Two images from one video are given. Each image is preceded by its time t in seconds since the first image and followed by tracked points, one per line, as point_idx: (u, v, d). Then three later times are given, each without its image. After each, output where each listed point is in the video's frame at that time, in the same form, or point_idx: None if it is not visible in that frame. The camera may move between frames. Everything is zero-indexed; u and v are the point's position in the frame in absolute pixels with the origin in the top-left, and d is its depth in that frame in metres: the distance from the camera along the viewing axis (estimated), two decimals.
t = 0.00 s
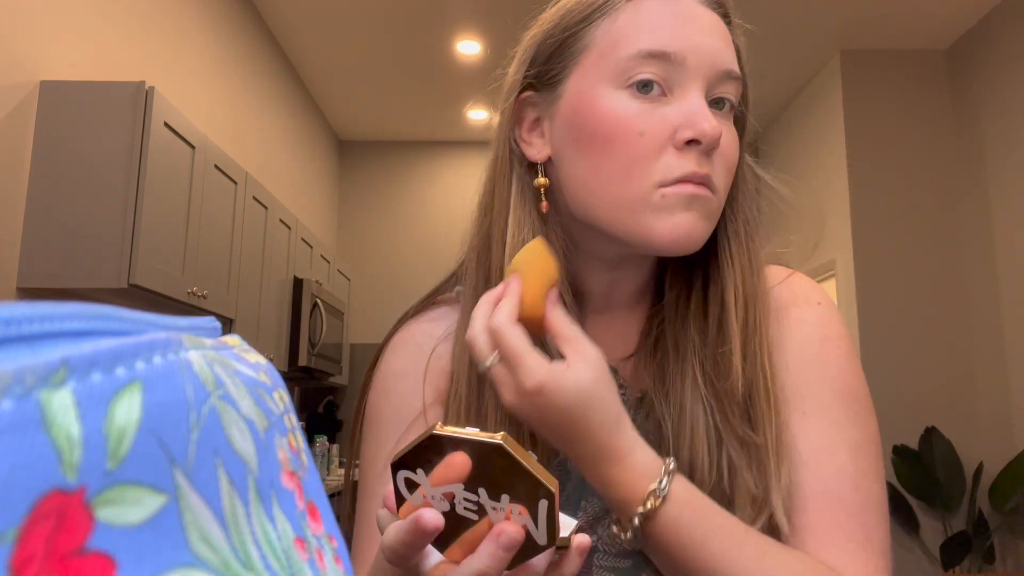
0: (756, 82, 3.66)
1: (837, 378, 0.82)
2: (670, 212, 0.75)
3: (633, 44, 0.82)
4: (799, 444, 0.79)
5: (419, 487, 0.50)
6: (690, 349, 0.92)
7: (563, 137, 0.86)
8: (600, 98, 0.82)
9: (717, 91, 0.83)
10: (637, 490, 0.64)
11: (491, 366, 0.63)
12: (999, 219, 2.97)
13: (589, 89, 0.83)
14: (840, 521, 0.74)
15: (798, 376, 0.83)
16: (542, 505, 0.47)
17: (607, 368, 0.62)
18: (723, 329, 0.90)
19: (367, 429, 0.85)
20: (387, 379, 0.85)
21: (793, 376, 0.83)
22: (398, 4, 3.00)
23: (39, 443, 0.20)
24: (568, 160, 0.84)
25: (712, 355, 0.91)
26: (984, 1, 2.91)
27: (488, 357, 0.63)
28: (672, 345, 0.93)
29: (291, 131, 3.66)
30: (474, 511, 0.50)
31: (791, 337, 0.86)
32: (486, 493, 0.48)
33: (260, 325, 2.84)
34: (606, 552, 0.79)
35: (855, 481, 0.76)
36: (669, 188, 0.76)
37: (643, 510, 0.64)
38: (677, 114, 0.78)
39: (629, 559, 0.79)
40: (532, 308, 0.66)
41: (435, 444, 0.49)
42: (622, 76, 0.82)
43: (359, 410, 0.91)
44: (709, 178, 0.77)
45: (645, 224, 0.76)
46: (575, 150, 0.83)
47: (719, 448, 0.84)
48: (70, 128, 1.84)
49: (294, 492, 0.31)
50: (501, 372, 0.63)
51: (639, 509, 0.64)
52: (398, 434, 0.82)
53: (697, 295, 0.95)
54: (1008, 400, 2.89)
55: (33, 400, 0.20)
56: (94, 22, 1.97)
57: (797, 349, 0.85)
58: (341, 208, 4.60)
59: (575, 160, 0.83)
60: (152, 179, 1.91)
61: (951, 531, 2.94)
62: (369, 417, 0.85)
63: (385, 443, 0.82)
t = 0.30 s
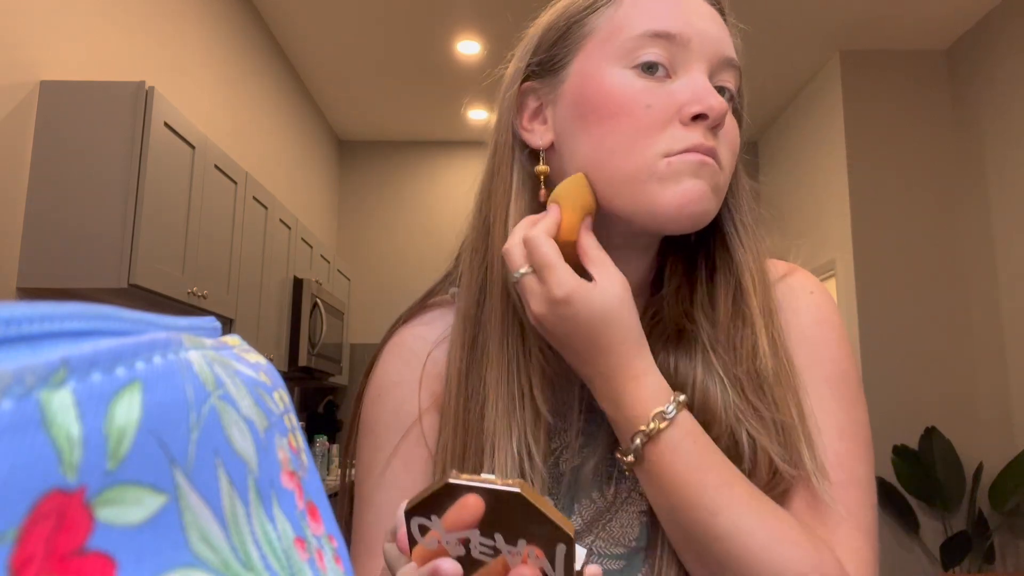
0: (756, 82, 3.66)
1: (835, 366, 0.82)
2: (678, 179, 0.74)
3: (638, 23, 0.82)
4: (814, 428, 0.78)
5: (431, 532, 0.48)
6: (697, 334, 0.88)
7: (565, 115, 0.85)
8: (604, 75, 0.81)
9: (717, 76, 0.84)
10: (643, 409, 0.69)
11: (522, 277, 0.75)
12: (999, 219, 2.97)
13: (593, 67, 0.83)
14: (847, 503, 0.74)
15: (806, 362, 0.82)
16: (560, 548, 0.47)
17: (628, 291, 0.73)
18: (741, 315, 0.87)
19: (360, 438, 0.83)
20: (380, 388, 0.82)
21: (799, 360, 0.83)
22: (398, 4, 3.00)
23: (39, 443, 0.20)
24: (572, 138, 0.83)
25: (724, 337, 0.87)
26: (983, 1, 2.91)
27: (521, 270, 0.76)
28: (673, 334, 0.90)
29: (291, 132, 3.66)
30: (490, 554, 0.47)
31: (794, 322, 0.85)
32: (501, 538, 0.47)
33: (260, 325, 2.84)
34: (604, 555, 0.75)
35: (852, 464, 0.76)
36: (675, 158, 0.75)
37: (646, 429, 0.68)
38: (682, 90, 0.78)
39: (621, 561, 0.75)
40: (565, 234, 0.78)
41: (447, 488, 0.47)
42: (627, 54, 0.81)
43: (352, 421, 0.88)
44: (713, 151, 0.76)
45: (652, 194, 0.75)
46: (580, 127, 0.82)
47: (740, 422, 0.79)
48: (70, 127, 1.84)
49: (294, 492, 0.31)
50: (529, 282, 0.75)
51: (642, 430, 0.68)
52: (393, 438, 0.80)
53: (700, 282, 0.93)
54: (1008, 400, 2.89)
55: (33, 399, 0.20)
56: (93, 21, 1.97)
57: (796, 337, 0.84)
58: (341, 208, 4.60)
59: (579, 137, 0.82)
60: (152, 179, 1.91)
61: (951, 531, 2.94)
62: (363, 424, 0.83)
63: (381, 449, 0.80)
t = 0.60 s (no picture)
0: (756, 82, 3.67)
1: (837, 358, 0.82)
2: (677, 147, 0.72)
3: (631, 9, 0.82)
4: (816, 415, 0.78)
5: None
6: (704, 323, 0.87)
7: (560, 101, 0.83)
8: (599, 57, 0.80)
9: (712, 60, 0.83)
10: (641, 383, 0.68)
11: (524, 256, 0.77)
12: (999, 220, 2.97)
13: (587, 52, 0.82)
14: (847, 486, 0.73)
15: (808, 353, 0.82)
16: None
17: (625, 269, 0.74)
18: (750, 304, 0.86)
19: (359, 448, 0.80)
20: (379, 392, 0.80)
21: (802, 351, 0.82)
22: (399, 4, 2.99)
23: (39, 443, 0.20)
24: (567, 123, 0.81)
25: (731, 326, 0.86)
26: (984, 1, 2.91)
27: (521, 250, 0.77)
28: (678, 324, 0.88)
29: (291, 132, 3.66)
30: None
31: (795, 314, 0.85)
32: None
33: (260, 325, 2.84)
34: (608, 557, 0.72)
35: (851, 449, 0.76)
36: (672, 126, 0.73)
37: (646, 400, 0.67)
38: (676, 67, 0.78)
39: (627, 562, 0.73)
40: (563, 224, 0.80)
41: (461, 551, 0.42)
42: (621, 37, 0.81)
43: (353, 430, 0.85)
44: (711, 122, 0.75)
45: (651, 163, 0.72)
46: (576, 110, 0.80)
47: (746, 410, 0.78)
48: (70, 128, 1.84)
49: (294, 492, 0.31)
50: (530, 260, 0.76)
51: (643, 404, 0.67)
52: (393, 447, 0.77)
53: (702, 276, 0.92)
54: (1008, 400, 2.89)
55: (33, 400, 0.20)
56: (93, 21, 1.97)
57: (800, 328, 0.84)
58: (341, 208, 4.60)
59: (574, 119, 0.80)
60: (152, 179, 1.91)
61: (951, 531, 2.94)
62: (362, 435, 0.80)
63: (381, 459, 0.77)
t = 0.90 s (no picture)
0: (756, 83, 3.67)
1: (835, 336, 0.78)
2: (641, 102, 0.69)
3: None
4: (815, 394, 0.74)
5: None
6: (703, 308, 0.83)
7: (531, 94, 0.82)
8: (562, 43, 0.80)
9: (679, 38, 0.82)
10: (663, 366, 0.64)
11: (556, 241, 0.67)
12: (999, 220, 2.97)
13: (551, 43, 0.82)
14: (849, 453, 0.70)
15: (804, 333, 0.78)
16: None
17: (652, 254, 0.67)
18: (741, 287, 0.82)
19: (357, 464, 0.76)
20: (379, 404, 0.76)
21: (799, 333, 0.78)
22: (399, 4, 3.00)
23: (39, 442, 0.20)
24: (538, 110, 0.80)
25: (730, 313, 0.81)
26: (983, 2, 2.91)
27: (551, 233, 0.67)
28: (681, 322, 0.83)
29: (291, 132, 3.66)
30: None
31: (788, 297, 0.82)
32: None
33: (260, 325, 2.84)
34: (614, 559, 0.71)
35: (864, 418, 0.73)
36: (634, 86, 0.71)
37: (671, 381, 0.63)
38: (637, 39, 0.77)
39: (637, 561, 0.72)
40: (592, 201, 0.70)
41: None
42: (582, 24, 0.81)
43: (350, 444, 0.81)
44: (675, 79, 0.72)
45: (618, 122, 0.70)
46: (545, 94, 0.78)
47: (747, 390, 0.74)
48: (71, 128, 1.84)
49: (294, 492, 0.31)
50: (564, 245, 0.66)
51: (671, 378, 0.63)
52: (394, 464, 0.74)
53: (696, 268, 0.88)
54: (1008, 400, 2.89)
55: (33, 400, 0.20)
56: (93, 22, 1.97)
57: (793, 305, 0.81)
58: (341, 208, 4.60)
59: (543, 104, 0.79)
60: (152, 179, 1.91)
61: (951, 531, 2.94)
62: (360, 451, 0.77)
63: (381, 476, 0.73)
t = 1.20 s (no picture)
0: (756, 83, 3.67)
1: (821, 327, 0.78)
2: (633, 105, 0.69)
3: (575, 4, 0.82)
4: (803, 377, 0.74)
5: None
6: (685, 312, 0.83)
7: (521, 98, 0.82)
8: (550, 47, 0.80)
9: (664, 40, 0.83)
10: (663, 356, 0.62)
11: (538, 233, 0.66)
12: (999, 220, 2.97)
13: (539, 48, 0.82)
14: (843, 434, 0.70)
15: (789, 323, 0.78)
16: None
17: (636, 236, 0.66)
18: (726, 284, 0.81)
19: (353, 473, 0.76)
20: (374, 411, 0.76)
21: (784, 325, 0.78)
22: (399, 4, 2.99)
23: (39, 443, 0.20)
24: (529, 115, 0.79)
25: (713, 309, 0.81)
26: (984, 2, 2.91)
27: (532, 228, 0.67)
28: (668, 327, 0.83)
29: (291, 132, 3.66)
30: None
31: (774, 291, 0.82)
32: None
33: (260, 325, 2.84)
34: (617, 557, 0.71)
35: (848, 411, 0.73)
36: (626, 89, 0.71)
37: (674, 370, 0.61)
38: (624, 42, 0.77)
39: (638, 560, 0.72)
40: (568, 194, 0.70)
41: None
42: (570, 28, 0.81)
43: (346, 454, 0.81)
44: (664, 82, 0.72)
45: (611, 126, 0.69)
46: (535, 99, 0.78)
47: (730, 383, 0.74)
48: (70, 128, 1.84)
49: (294, 492, 0.31)
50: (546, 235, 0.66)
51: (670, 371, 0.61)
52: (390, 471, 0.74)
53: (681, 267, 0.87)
54: (1008, 400, 2.89)
55: (33, 400, 0.20)
56: (93, 22, 1.97)
57: (778, 298, 0.81)
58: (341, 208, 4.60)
59: (534, 108, 0.78)
60: (152, 180, 1.91)
61: (951, 531, 2.94)
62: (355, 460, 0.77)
63: (378, 484, 0.73)
